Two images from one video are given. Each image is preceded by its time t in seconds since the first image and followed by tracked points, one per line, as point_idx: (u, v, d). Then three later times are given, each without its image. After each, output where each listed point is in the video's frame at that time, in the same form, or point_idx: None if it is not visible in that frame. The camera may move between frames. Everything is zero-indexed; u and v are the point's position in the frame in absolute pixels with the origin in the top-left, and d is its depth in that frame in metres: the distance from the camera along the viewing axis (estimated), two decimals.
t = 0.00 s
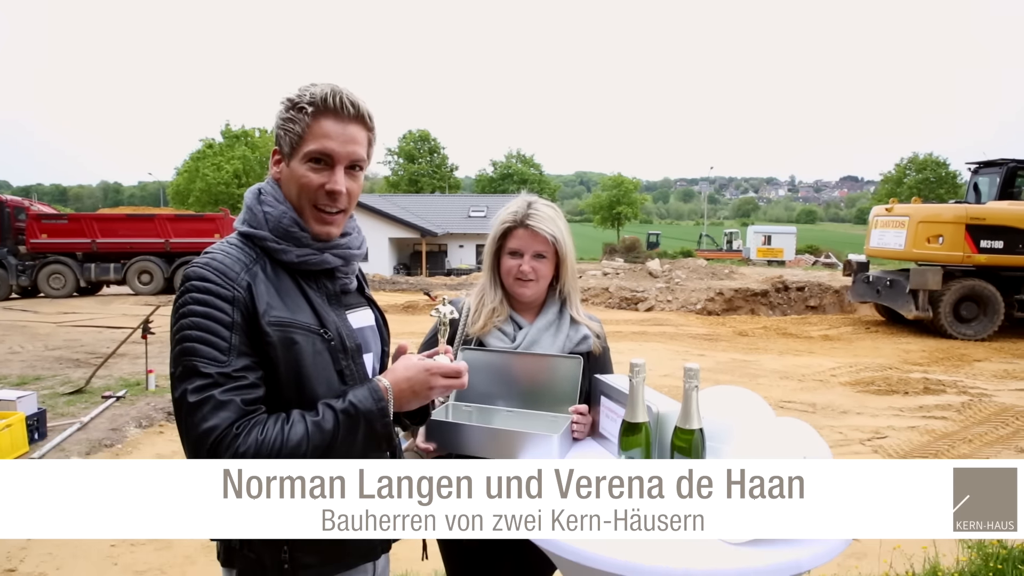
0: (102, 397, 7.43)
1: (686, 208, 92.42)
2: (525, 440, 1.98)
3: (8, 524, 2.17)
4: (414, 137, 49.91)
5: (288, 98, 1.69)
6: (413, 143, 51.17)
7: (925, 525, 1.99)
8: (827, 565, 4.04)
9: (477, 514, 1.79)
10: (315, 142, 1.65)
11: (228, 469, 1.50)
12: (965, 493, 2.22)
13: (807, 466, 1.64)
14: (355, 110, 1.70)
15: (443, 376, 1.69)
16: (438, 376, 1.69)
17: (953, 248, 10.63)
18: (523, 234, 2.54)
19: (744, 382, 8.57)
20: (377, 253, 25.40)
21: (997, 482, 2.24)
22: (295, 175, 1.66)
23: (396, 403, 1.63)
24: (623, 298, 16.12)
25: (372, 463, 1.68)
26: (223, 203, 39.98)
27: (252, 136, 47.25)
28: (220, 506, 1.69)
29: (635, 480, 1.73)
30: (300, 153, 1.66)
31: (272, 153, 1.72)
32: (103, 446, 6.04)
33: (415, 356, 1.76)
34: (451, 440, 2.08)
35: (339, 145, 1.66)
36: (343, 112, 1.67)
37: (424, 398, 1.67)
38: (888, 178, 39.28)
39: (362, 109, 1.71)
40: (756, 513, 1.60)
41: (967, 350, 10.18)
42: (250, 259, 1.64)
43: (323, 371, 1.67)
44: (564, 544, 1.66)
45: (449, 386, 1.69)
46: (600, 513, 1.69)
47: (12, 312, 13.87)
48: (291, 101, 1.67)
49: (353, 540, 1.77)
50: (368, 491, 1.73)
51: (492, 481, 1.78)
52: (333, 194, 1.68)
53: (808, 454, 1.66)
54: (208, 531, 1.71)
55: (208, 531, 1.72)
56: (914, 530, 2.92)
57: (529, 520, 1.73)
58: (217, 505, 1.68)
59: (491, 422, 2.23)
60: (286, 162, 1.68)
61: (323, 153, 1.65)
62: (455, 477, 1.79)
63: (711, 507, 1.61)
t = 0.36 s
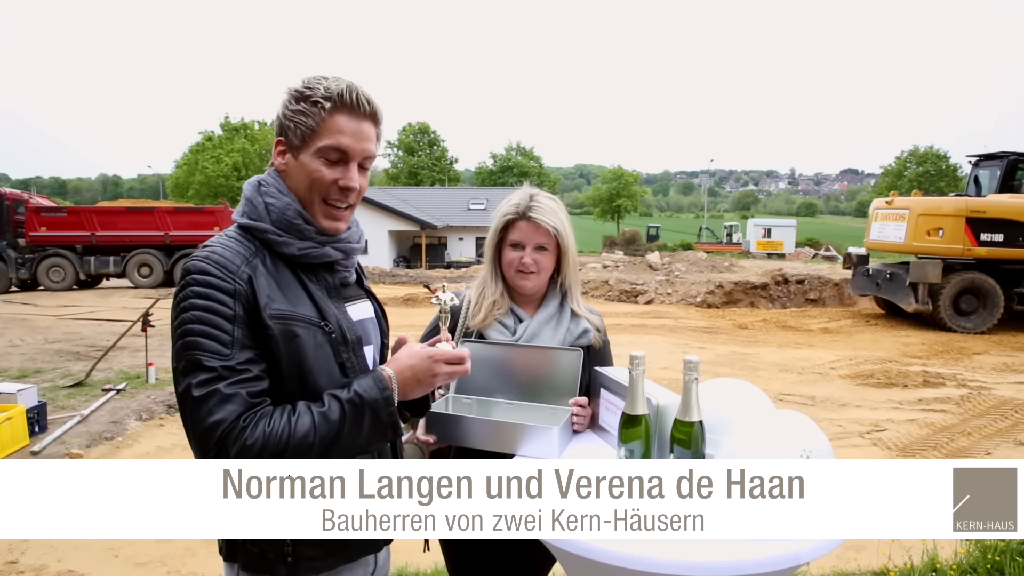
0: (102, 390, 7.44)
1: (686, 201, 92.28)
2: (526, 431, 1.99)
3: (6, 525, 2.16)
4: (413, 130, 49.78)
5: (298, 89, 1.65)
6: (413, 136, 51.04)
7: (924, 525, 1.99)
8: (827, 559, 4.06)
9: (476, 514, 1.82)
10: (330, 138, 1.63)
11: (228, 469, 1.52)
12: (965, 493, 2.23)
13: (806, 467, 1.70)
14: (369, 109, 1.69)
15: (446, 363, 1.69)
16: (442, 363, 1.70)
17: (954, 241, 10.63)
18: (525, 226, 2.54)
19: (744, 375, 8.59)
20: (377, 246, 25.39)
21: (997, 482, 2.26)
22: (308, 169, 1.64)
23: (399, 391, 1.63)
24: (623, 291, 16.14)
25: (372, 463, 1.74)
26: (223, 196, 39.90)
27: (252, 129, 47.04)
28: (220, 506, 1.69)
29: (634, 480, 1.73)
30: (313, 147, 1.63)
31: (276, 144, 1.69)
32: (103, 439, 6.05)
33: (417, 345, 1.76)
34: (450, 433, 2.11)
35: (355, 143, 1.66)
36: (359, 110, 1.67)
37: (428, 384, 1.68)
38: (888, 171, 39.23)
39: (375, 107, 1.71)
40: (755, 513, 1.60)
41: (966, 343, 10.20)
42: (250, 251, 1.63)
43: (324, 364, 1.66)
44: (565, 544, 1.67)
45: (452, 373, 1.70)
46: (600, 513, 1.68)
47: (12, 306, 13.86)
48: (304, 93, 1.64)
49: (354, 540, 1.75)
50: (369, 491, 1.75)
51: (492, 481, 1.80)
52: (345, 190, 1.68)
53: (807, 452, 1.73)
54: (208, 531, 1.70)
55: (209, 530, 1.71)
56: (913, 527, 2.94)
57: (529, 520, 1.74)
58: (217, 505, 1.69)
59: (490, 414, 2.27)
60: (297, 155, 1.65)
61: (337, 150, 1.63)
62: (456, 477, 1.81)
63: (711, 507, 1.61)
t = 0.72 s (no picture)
0: (102, 383, 7.44)
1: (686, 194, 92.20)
2: (525, 424, 2.00)
3: (7, 523, 2.16)
4: (413, 122, 49.63)
5: (352, 92, 1.62)
6: (412, 128, 50.90)
7: (923, 525, 2.02)
8: (826, 553, 4.08)
9: (476, 514, 1.84)
10: (389, 139, 1.71)
11: (227, 470, 1.53)
12: (965, 493, 2.24)
13: (806, 466, 1.66)
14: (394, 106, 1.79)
15: (442, 367, 1.70)
16: (438, 368, 1.70)
17: (954, 234, 10.64)
18: (523, 217, 2.55)
19: (743, 367, 8.61)
20: (376, 239, 25.37)
21: (998, 481, 2.27)
22: (374, 171, 1.68)
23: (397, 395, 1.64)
24: (622, 284, 16.15)
25: (373, 463, 1.68)
26: (223, 188, 39.80)
27: (251, 121, 46.86)
28: (219, 506, 1.69)
29: (634, 480, 1.74)
30: (379, 149, 1.67)
31: (329, 146, 1.61)
32: (104, 432, 6.06)
33: (415, 347, 1.77)
34: (450, 426, 2.12)
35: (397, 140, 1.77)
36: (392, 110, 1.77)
37: (424, 389, 1.68)
38: (888, 164, 39.20)
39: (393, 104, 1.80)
40: (754, 513, 1.62)
41: (966, 336, 10.22)
42: (253, 243, 1.59)
43: (326, 357, 1.61)
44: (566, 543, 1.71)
45: (448, 377, 1.70)
46: (600, 513, 1.70)
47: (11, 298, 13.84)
48: (363, 97, 1.63)
49: (354, 540, 1.74)
50: (369, 491, 1.71)
51: (492, 481, 1.81)
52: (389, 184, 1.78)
53: (808, 442, 1.69)
54: (208, 530, 1.71)
55: (208, 530, 1.72)
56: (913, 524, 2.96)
57: (529, 520, 1.77)
58: (217, 505, 1.69)
59: (490, 407, 2.27)
60: (362, 159, 1.65)
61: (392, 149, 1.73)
62: (455, 477, 1.83)
63: (711, 507, 1.62)
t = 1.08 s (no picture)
0: (102, 377, 7.44)
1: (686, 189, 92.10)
2: (525, 418, 2.00)
3: (7, 522, 2.16)
4: (412, 117, 49.51)
5: (356, 87, 1.63)
6: (412, 123, 50.77)
7: (923, 524, 2.02)
8: (824, 548, 4.10)
9: (476, 514, 1.85)
10: (390, 132, 1.72)
11: (229, 469, 1.54)
12: (965, 493, 2.25)
13: (807, 466, 1.65)
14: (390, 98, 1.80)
15: (446, 356, 1.69)
16: (442, 357, 1.69)
17: (953, 229, 10.63)
18: (519, 208, 2.55)
19: (743, 362, 8.62)
20: (376, 234, 25.37)
21: (997, 481, 2.28)
22: (375, 164, 1.70)
23: (402, 384, 1.62)
24: (622, 279, 16.16)
25: (372, 463, 1.71)
26: (222, 182, 39.72)
27: (250, 116, 46.70)
28: (220, 506, 1.69)
29: (634, 480, 1.73)
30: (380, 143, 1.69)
31: (335, 139, 1.61)
32: (104, 426, 6.06)
33: (418, 338, 1.76)
34: (450, 419, 2.13)
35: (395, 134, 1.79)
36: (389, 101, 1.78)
37: (428, 378, 1.67)
38: (889, 159, 39.14)
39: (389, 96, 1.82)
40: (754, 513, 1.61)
41: (965, 331, 10.24)
42: (258, 235, 1.59)
43: (329, 349, 1.61)
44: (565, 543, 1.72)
45: (452, 366, 1.69)
46: (600, 513, 1.70)
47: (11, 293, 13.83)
48: (366, 91, 1.63)
49: (354, 540, 1.76)
50: (368, 491, 1.72)
51: (491, 481, 1.81)
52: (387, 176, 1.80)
53: (807, 436, 1.68)
54: (210, 530, 1.71)
55: (210, 530, 1.72)
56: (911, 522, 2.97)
57: (529, 520, 1.78)
58: (218, 505, 1.69)
59: (491, 401, 2.28)
60: (366, 153, 1.66)
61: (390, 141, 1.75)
62: (455, 477, 1.84)
63: (712, 507, 1.62)
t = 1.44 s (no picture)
0: (101, 374, 7.44)
1: (684, 185, 92.08)
2: (525, 415, 2.00)
3: (8, 521, 2.16)
4: (411, 114, 49.44)
5: (354, 82, 1.62)
6: (411, 120, 50.69)
7: (923, 525, 2.03)
8: (824, 545, 4.10)
9: (476, 514, 1.85)
10: (389, 128, 1.71)
11: (228, 469, 1.54)
12: (965, 493, 2.26)
13: (808, 465, 1.62)
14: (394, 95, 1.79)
15: (446, 354, 1.68)
16: (442, 355, 1.68)
17: (952, 225, 10.66)
18: (518, 204, 2.55)
19: (742, 358, 8.64)
20: (375, 230, 25.37)
21: (997, 482, 2.29)
22: (373, 160, 1.69)
23: (402, 380, 1.61)
24: (621, 275, 16.17)
25: (373, 462, 1.71)
26: (221, 179, 39.63)
27: (249, 112, 46.59)
28: (220, 506, 1.69)
29: (634, 480, 1.73)
30: (378, 138, 1.68)
31: (332, 134, 1.61)
32: (103, 423, 6.07)
33: (418, 335, 1.75)
34: (450, 415, 2.13)
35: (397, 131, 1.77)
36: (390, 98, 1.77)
37: (428, 376, 1.66)
38: (888, 155, 39.16)
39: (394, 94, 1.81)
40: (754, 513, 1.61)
41: (964, 328, 10.26)
42: (258, 233, 1.59)
43: (329, 346, 1.61)
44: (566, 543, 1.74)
45: (452, 364, 1.68)
46: (600, 513, 1.71)
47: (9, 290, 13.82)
48: (364, 86, 1.63)
49: (354, 539, 1.76)
50: (368, 491, 1.72)
51: (491, 481, 1.81)
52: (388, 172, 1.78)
53: (807, 433, 1.64)
54: (210, 530, 1.72)
55: (210, 530, 1.72)
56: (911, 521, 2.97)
57: (529, 520, 1.79)
58: (218, 504, 1.69)
59: (491, 398, 2.28)
60: (362, 148, 1.65)
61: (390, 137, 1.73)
62: (455, 478, 1.85)
63: (711, 507, 1.62)
